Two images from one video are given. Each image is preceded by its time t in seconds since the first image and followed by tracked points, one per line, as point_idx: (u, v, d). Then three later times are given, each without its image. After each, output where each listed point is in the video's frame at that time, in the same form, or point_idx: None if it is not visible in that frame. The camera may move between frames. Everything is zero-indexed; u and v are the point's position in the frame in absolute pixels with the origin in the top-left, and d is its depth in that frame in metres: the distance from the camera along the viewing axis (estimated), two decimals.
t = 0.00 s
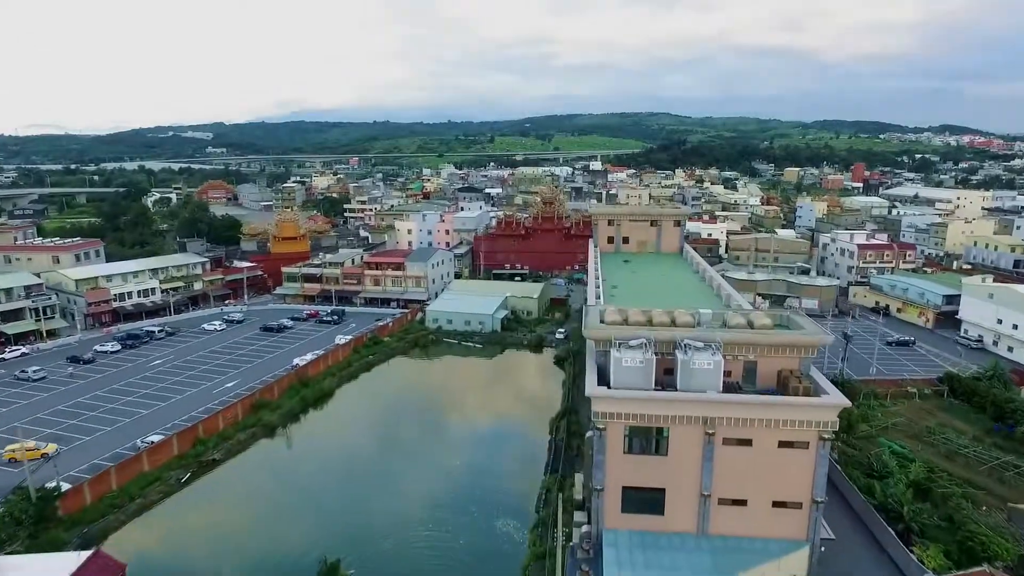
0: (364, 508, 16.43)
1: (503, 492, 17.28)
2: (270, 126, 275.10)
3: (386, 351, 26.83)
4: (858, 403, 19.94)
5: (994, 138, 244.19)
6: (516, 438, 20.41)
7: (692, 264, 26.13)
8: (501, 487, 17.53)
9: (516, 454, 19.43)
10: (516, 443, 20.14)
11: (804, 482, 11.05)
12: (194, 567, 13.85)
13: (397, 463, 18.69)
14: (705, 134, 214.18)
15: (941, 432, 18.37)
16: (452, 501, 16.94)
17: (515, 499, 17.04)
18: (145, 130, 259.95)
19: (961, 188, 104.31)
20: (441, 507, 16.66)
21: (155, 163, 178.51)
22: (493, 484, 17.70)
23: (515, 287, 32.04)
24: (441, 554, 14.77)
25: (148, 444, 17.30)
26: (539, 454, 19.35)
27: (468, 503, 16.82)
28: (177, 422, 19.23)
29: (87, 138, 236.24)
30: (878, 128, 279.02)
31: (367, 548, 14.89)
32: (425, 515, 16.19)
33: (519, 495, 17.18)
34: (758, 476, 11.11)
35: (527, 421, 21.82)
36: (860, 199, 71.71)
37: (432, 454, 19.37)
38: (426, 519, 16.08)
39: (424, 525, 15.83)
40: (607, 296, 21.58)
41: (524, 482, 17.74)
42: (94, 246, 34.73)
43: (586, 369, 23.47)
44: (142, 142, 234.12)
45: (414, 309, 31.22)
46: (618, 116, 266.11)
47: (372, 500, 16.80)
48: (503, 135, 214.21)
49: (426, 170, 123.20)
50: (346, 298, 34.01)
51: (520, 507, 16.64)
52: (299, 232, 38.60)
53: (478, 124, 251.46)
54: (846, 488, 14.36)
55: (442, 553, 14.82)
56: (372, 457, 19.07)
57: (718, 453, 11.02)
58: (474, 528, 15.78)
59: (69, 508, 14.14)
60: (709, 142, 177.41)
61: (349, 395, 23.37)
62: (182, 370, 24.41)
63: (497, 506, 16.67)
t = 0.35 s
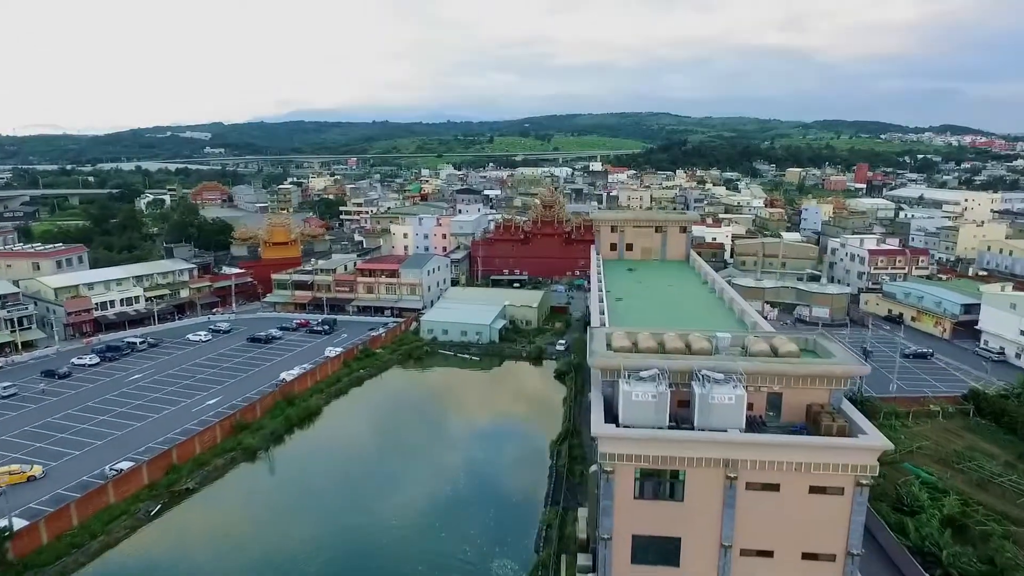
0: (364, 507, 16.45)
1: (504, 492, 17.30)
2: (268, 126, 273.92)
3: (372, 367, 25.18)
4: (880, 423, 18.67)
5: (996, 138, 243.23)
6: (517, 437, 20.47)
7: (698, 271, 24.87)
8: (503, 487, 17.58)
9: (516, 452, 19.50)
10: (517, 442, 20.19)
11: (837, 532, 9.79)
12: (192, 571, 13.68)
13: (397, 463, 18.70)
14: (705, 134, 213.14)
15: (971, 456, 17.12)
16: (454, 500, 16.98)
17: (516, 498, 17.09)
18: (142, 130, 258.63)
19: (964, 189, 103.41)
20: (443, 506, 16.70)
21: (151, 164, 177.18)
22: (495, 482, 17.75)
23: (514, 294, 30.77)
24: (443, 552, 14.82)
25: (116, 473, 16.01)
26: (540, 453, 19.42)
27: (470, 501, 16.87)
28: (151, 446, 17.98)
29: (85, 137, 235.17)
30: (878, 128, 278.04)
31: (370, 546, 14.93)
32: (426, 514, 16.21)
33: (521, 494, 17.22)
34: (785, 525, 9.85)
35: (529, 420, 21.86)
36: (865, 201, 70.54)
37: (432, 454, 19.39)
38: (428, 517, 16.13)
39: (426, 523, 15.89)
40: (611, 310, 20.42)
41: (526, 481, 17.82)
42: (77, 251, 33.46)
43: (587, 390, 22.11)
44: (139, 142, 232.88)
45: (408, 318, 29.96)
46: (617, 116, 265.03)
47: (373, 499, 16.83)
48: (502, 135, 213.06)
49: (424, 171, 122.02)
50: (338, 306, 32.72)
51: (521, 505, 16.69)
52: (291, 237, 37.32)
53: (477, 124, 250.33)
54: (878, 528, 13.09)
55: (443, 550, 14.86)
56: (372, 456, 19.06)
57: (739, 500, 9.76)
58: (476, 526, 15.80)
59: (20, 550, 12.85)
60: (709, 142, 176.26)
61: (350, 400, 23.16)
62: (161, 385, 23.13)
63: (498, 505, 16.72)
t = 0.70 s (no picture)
0: (364, 507, 16.64)
1: (503, 493, 17.50)
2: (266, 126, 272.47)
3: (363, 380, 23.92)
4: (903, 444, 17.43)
5: (996, 138, 242.37)
6: (516, 437, 20.65)
7: (705, 277, 23.59)
8: (501, 488, 17.79)
9: (515, 453, 19.71)
10: (516, 442, 20.38)
11: None
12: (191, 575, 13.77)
13: (397, 463, 18.89)
14: (705, 134, 212.01)
15: (1004, 482, 15.88)
16: (453, 501, 17.19)
17: (515, 499, 17.32)
18: (139, 129, 257.14)
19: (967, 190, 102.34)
20: (443, 507, 16.92)
21: (147, 164, 175.73)
22: (493, 483, 17.97)
23: (512, 302, 29.50)
24: (444, 553, 15.05)
25: (77, 502, 14.69)
26: (538, 454, 19.64)
27: (469, 503, 17.10)
28: (120, 471, 16.66)
29: (82, 138, 233.64)
30: (878, 128, 277.01)
31: (370, 546, 15.14)
32: (426, 516, 16.41)
33: (520, 495, 17.47)
34: None
35: (528, 420, 22.01)
36: (870, 202, 69.34)
37: (432, 454, 19.58)
38: (428, 519, 16.34)
39: (426, 524, 16.09)
40: (617, 321, 19.12)
41: (525, 481, 18.05)
42: (57, 256, 32.13)
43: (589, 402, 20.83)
44: (136, 142, 231.41)
45: (401, 327, 28.67)
46: (617, 115, 263.81)
47: (373, 500, 17.01)
48: (502, 135, 212.44)
49: (422, 171, 120.72)
50: (329, 314, 31.42)
51: (521, 507, 16.91)
52: (281, 241, 35.99)
53: (475, 124, 249.05)
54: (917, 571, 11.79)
55: (443, 552, 15.09)
56: (371, 455, 19.26)
57: (768, 554, 8.49)
58: (476, 528, 16.02)
59: None
60: (709, 142, 175.05)
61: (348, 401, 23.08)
62: (137, 400, 21.80)
63: (497, 506, 16.95)
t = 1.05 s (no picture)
0: (364, 507, 16.45)
1: (504, 493, 17.33)
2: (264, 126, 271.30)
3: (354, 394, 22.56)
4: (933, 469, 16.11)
5: (997, 139, 241.43)
6: (516, 436, 20.48)
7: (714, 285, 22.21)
8: (502, 488, 17.61)
9: (515, 453, 19.51)
10: (517, 442, 20.20)
11: None
12: None
13: (397, 462, 18.71)
14: (705, 134, 211.06)
15: None
16: (453, 500, 17.00)
17: (516, 498, 17.14)
18: (136, 129, 256.08)
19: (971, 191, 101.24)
20: (444, 506, 16.73)
21: (144, 163, 174.61)
22: (494, 482, 17.80)
23: (510, 309, 28.16)
24: (445, 550, 14.90)
25: (32, 538, 13.39)
26: (538, 453, 19.45)
27: (469, 502, 16.93)
28: (85, 500, 15.35)
29: (79, 138, 232.40)
30: (879, 128, 276.09)
31: (371, 545, 14.96)
32: (426, 515, 16.22)
33: (521, 494, 17.29)
34: None
35: (528, 419, 21.83)
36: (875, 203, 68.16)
37: (432, 454, 19.39)
38: (429, 517, 16.15)
39: (427, 522, 15.92)
40: (623, 332, 17.77)
41: (526, 480, 17.88)
42: (37, 260, 30.82)
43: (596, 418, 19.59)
44: (133, 142, 230.29)
45: (395, 335, 27.36)
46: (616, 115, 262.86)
47: (373, 499, 16.82)
48: (501, 135, 211.16)
49: (420, 172, 119.65)
50: (320, 321, 30.16)
51: (521, 505, 16.74)
52: (271, 244, 34.65)
53: (474, 124, 247.98)
54: None
55: (444, 550, 14.92)
56: (370, 455, 19.08)
57: None
58: (476, 526, 15.83)
59: None
60: (709, 142, 173.99)
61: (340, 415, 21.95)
62: (111, 416, 20.50)
63: (498, 505, 16.77)
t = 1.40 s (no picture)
0: (364, 506, 16.49)
1: (503, 493, 17.35)
2: (262, 126, 269.83)
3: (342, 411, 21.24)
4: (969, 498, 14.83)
5: (998, 139, 240.38)
6: (516, 435, 20.47)
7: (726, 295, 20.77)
8: (502, 487, 17.64)
9: (515, 452, 19.51)
10: (516, 441, 20.18)
11: None
12: None
13: (397, 463, 18.74)
14: (705, 134, 209.89)
15: None
16: (453, 499, 17.05)
17: (516, 499, 17.14)
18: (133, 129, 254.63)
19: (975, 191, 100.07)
20: (444, 506, 16.77)
21: (140, 164, 173.10)
22: (494, 482, 17.82)
23: (509, 317, 26.84)
24: (445, 550, 14.93)
25: None
26: (538, 452, 19.42)
27: (469, 501, 16.94)
28: (43, 534, 14.04)
29: (76, 137, 230.98)
30: (879, 127, 274.95)
31: (371, 545, 15.01)
32: (426, 515, 16.25)
33: (520, 494, 17.29)
34: None
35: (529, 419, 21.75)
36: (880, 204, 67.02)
37: (431, 454, 19.43)
38: (429, 517, 16.19)
39: (427, 522, 15.97)
40: (630, 345, 16.35)
41: (525, 480, 17.91)
42: (15, 266, 29.55)
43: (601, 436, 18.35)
44: (130, 142, 228.91)
45: (387, 345, 26.04)
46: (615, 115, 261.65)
47: (373, 499, 16.87)
48: (500, 135, 209.92)
49: (418, 172, 118.30)
50: (310, 330, 28.86)
51: (521, 506, 16.76)
52: (261, 248, 33.33)
53: (473, 124, 246.68)
54: None
55: (443, 549, 14.96)
56: (370, 456, 19.11)
57: None
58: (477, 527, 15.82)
59: None
60: (710, 142, 172.77)
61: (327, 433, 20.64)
62: (81, 435, 19.17)
63: (498, 505, 16.79)
